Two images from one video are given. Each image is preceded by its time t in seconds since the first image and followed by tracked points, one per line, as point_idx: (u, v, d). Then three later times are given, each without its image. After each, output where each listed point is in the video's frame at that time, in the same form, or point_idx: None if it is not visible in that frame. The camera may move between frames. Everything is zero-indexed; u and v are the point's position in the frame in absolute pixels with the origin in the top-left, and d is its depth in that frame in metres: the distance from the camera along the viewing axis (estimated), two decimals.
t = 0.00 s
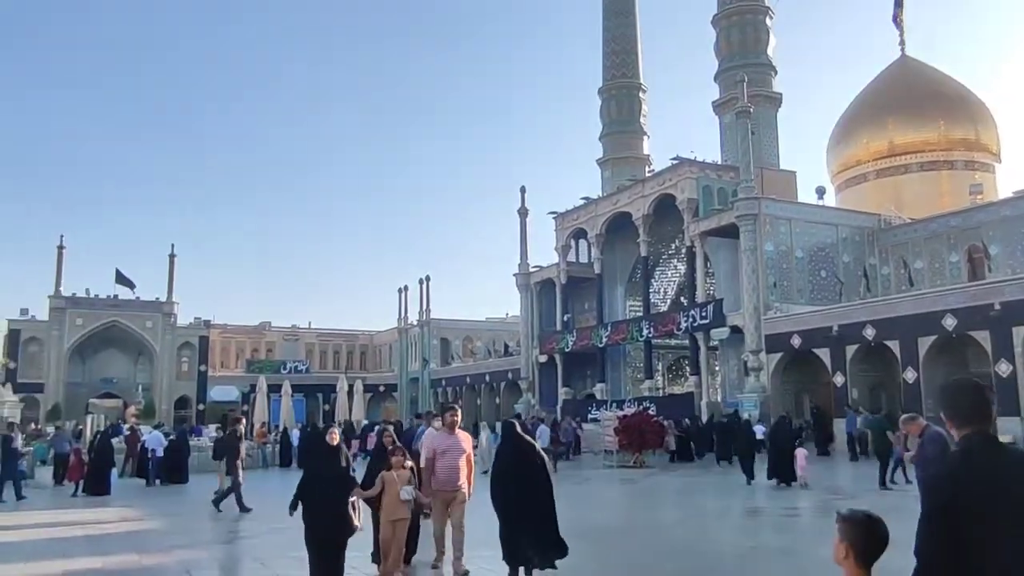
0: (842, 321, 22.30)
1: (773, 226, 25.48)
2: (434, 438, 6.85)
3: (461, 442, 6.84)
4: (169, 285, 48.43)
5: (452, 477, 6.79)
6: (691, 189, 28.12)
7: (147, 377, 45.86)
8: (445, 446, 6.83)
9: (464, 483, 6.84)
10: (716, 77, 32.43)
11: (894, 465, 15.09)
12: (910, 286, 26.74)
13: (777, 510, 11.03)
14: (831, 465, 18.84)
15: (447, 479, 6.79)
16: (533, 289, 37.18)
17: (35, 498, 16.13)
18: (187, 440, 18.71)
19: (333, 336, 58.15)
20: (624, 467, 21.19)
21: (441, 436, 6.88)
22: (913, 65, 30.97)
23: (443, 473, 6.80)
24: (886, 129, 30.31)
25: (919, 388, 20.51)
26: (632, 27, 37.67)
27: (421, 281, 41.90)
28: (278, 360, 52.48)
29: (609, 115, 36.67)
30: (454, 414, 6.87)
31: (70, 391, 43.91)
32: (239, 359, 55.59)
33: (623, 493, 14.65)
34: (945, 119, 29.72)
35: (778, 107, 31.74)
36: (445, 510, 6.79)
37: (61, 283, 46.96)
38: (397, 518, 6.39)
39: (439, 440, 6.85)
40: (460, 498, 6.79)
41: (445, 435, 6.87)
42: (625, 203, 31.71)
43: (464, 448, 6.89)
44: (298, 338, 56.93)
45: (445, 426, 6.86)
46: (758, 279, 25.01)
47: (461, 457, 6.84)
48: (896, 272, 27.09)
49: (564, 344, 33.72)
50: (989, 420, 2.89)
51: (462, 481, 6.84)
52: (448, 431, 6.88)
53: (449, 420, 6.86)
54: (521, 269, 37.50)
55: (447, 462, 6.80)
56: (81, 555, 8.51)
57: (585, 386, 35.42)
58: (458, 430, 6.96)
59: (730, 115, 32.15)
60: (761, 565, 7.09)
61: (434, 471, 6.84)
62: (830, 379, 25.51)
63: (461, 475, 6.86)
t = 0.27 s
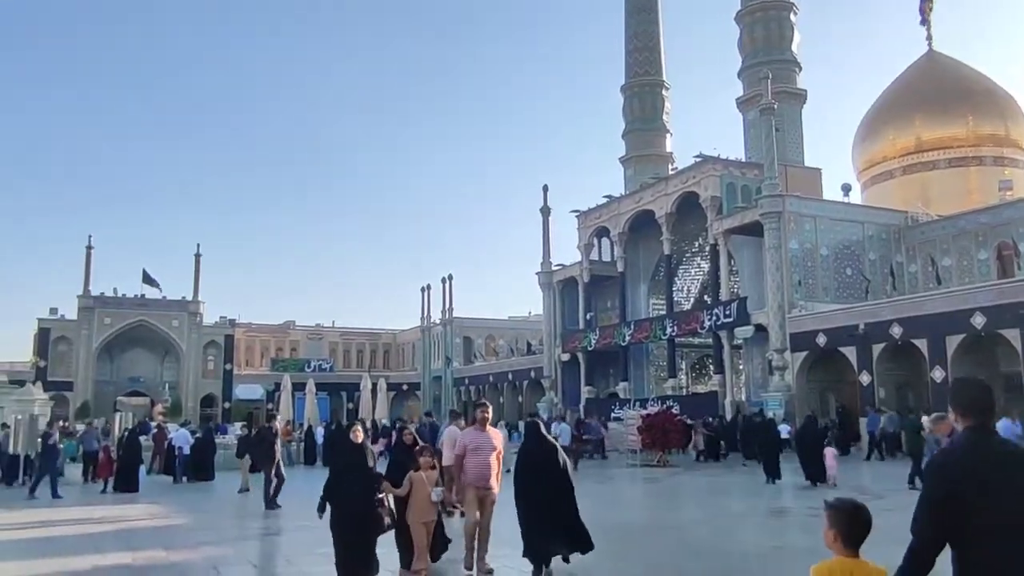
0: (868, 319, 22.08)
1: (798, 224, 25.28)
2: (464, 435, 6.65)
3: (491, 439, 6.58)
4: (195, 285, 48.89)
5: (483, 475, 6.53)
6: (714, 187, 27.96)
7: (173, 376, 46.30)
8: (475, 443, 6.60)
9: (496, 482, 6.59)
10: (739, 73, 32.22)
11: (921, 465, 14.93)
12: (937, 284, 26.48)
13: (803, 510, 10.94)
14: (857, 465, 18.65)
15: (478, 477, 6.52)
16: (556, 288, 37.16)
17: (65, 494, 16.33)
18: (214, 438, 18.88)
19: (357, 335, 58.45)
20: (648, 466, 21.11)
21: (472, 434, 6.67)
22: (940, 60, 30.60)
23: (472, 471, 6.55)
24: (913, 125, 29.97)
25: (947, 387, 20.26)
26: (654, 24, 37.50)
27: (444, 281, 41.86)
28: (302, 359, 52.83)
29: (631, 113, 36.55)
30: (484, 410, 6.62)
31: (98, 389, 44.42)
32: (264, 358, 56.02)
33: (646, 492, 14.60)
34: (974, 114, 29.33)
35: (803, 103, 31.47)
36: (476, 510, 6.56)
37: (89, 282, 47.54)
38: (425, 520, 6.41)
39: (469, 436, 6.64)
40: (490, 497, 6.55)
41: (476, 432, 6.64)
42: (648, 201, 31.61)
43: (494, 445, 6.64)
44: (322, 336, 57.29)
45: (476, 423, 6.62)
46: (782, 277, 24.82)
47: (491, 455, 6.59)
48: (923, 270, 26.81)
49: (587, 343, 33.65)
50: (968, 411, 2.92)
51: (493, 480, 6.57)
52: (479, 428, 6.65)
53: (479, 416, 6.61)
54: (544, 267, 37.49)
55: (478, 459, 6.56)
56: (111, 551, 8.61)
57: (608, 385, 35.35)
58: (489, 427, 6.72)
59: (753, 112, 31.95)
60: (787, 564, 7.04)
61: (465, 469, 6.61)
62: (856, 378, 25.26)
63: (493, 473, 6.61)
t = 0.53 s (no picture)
0: (894, 317, 21.85)
1: (823, 221, 25.07)
2: (492, 438, 6.32)
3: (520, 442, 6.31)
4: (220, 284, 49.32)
5: (511, 478, 6.27)
6: (738, 184, 27.77)
7: (199, 375, 46.73)
8: (503, 444, 6.31)
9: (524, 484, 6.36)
10: (763, 69, 31.99)
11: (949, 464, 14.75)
12: (965, 281, 26.22)
13: (829, 510, 10.82)
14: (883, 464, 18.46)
15: (506, 479, 6.26)
16: (578, 286, 37.11)
17: (93, 491, 16.52)
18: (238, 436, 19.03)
19: (380, 333, 58.68)
20: (671, 465, 21.02)
21: (499, 436, 6.36)
22: (967, 54, 30.20)
23: (500, 474, 6.27)
24: (940, 121, 29.61)
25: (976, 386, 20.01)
26: (676, 20, 37.29)
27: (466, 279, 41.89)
28: (326, 357, 53.13)
29: (653, 110, 36.39)
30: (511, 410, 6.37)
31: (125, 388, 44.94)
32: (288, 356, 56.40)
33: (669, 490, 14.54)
34: (1002, 109, 28.93)
35: (827, 99, 31.17)
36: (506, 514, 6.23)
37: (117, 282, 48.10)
38: (453, 520, 6.11)
39: (497, 437, 6.33)
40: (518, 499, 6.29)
41: (503, 434, 6.35)
42: (670, 199, 31.47)
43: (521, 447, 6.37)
44: (345, 335, 57.58)
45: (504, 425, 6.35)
46: (807, 274, 24.62)
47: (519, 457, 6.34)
48: (951, 267, 26.51)
49: (610, 342, 33.56)
50: (985, 414, 3.04)
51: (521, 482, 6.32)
52: (506, 430, 6.36)
53: (506, 417, 6.35)
54: (566, 266, 37.44)
55: (506, 461, 6.28)
56: (138, 548, 8.70)
57: (631, 384, 35.26)
58: (516, 427, 6.43)
59: (777, 109, 31.72)
60: (813, 565, 6.98)
61: (491, 471, 6.32)
62: (883, 376, 25.01)
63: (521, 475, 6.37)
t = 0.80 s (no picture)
0: (922, 313, 21.58)
1: (849, 216, 24.82)
2: (516, 433, 6.30)
3: (545, 436, 6.23)
4: (246, 283, 49.75)
5: (537, 475, 6.19)
6: (762, 180, 27.55)
7: (225, 372, 47.14)
8: (528, 441, 6.26)
9: (551, 482, 6.26)
10: (787, 63, 31.71)
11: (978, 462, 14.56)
12: (994, 277, 25.96)
13: (858, 508, 10.71)
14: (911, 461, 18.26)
15: (532, 477, 6.19)
16: (601, 283, 37.02)
17: (123, 487, 16.72)
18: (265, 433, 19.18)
19: (404, 331, 58.89)
20: (695, 462, 20.92)
21: (524, 432, 6.31)
22: (996, 45, 29.74)
23: (526, 471, 6.21)
24: (968, 113, 29.22)
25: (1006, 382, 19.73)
26: (699, 15, 37.04)
27: (489, 276, 41.88)
28: (350, 355, 53.41)
29: (676, 106, 36.20)
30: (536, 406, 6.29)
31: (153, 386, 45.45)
32: (313, 354, 56.76)
33: (693, 488, 14.48)
34: None
35: (852, 92, 30.85)
36: (532, 512, 6.17)
37: (144, 281, 48.64)
38: (483, 517, 6.03)
39: (522, 434, 6.29)
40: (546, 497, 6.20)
41: (528, 430, 6.27)
42: (694, 194, 31.30)
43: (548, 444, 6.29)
44: (369, 333, 57.87)
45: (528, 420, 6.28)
46: (833, 270, 24.39)
47: (545, 454, 6.25)
48: (980, 262, 26.19)
49: (633, 338, 33.43)
50: (994, 405, 3.18)
51: (547, 479, 6.24)
52: (531, 426, 6.28)
53: (531, 413, 6.29)
54: (589, 263, 37.37)
55: (532, 458, 6.21)
56: (168, 543, 8.79)
57: (655, 381, 35.11)
58: (542, 424, 6.36)
59: (802, 103, 31.44)
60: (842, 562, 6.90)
61: (517, 468, 6.25)
62: (911, 372, 24.72)
63: (548, 473, 6.27)
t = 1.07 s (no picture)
0: (951, 307, 21.30)
1: (876, 210, 24.55)
2: (544, 430, 6.27)
3: (574, 433, 6.22)
4: (271, 280, 50.09)
5: (566, 471, 6.18)
6: (787, 174, 27.34)
7: (251, 369, 47.56)
8: (556, 437, 6.23)
9: (579, 479, 6.24)
10: (812, 56, 31.41)
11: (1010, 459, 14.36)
12: None
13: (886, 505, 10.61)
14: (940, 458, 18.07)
15: (560, 473, 6.18)
16: (624, 278, 36.92)
17: (152, 483, 16.94)
18: (291, 429, 19.34)
19: (427, 327, 59.04)
20: (720, 458, 20.83)
21: (552, 428, 6.28)
22: None
23: (554, 468, 6.20)
24: (997, 104, 28.81)
25: None
26: (723, 8, 36.74)
27: (512, 272, 41.83)
28: (374, 352, 53.63)
29: (700, 100, 35.98)
30: (564, 401, 6.25)
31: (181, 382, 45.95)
32: (338, 351, 57.08)
33: (718, 483, 14.45)
34: None
35: (879, 85, 30.51)
36: (558, 507, 6.22)
37: (171, 279, 49.18)
38: (515, 516, 6.02)
39: (550, 429, 6.28)
40: (575, 494, 6.17)
41: (556, 426, 6.27)
42: (718, 189, 31.10)
43: (576, 440, 6.25)
44: (393, 329, 58.08)
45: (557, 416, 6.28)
46: (859, 264, 24.19)
47: (574, 451, 6.22)
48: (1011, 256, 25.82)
49: (657, 334, 33.32)
50: (986, 408, 3.59)
51: (576, 476, 6.21)
52: (558, 422, 6.29)
53: (558, 408, 6.26)
54: (612, 258, 37.27)
55: (560, 454, 6.20)
56: (198, 537, 8.93)
57: (679, 376, 34.95)
58: (570, 420, 6.33)
59: (827, 96, 31.14)
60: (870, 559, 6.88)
61: (545, 464, 6.24)
62: (940, 368, 24.46)
63: (576, 470, 6.25)
